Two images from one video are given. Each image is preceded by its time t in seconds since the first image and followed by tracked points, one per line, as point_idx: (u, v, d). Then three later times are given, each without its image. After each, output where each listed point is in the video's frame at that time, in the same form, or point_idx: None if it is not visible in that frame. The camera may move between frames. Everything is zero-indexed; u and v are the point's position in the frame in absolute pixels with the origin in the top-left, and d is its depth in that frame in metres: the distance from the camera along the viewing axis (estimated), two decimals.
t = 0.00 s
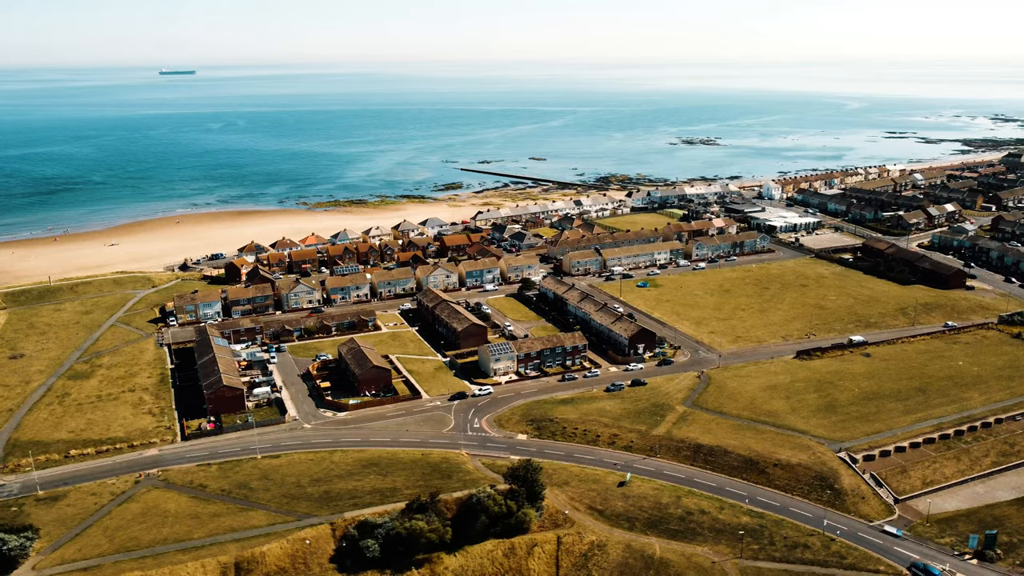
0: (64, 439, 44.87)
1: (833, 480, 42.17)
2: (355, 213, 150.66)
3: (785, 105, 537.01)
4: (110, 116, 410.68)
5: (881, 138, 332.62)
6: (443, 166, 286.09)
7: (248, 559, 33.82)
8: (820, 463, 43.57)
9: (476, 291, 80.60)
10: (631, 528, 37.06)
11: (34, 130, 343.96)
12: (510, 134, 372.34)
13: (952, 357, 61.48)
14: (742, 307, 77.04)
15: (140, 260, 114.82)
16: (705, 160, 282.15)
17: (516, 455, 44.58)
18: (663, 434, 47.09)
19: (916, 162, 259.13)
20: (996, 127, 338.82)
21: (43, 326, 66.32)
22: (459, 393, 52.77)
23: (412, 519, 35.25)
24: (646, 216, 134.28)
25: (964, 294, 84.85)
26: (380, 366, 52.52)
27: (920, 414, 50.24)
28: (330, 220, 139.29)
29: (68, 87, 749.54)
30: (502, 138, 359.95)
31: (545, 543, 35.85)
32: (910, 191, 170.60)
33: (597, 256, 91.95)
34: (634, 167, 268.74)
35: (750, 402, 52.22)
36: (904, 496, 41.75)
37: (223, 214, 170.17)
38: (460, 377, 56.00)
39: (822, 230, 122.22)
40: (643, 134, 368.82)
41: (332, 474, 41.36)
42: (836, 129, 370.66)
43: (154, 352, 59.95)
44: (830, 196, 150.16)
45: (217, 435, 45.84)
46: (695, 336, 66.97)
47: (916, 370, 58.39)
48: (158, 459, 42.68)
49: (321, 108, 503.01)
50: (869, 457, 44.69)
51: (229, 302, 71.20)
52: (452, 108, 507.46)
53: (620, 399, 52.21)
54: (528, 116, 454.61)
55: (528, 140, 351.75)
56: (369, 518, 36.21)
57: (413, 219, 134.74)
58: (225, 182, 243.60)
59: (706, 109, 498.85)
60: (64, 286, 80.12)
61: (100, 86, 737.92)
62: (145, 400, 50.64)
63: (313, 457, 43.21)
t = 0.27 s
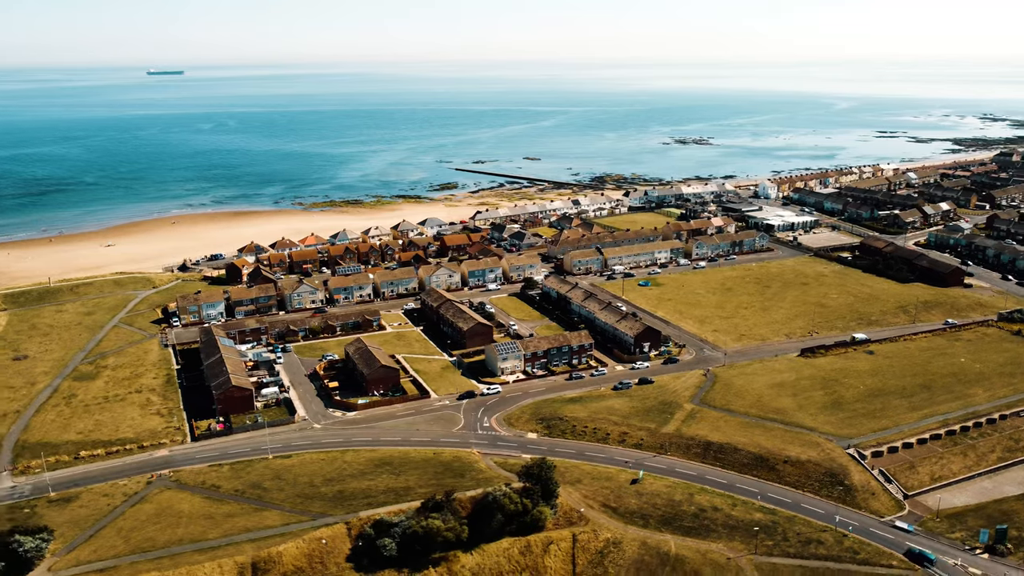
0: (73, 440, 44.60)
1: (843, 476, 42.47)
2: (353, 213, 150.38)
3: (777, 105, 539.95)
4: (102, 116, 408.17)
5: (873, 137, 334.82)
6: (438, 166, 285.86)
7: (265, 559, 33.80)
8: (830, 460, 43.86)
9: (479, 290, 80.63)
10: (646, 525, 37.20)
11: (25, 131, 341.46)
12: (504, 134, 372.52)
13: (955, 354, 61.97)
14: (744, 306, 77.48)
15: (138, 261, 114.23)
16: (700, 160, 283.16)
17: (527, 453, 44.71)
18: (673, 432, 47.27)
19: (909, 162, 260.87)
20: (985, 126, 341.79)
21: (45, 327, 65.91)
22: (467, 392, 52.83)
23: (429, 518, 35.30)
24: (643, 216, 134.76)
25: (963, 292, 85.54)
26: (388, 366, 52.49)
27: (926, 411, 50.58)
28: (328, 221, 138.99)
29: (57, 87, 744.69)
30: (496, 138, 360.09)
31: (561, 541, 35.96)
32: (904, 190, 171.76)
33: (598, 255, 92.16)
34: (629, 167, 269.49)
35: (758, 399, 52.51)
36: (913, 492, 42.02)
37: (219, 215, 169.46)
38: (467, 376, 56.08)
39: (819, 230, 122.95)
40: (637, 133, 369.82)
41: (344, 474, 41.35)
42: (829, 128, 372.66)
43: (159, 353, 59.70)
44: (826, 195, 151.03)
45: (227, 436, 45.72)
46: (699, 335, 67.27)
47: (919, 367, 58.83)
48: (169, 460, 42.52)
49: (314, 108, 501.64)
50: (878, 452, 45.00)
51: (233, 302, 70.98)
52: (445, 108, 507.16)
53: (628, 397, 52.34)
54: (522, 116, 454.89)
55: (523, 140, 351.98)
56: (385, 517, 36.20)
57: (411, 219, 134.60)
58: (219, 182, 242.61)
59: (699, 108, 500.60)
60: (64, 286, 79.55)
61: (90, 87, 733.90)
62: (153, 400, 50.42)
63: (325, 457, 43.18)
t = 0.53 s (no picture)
0: (82, 441, 44.38)
1: (853, 472, 42.78)
2: (350, 214, 150.14)
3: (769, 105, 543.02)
4: (93, 117, 405.79)
5: (864, 137, 337.24)
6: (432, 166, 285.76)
7: (282, 559, 33.78)
8: (838, 456, 44.17)
9: (481, 290, 80.69)
10: (660, 522, 37.38)
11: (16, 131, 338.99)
12: (498, 134, 372.80)
13: (957, 352, 62.45)
14: (746, 304, 77.90)
15: (136, 262, 113.67)
16: (694, 159, 284.17)
17: (538, 452, 44.83)
18: (682, 430, 47.49)
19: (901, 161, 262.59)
20: (975, 126, 344.80)
21: (47, 328, 65.51)
22: (475, 391, 52.90)
23: (445, 517, 35.36)
24: (641, 216, 135.13)
25: (961, 290, 86.26)
26: (396, 366, 52.50)
27: (931, 407, 50.96)
28: (326, 221, 138.76)
29: (46, 88, 739.47)
30: (490, 138, 360.27)
31: (576, 539, 36.10)
32: (899, 189, 173.01)
33: (599, 255, 92.41)
34: (624, 167, 270.16)
35: (765, 397, 52.82)
36: (922, 487, 42.34)
37: (214, 216, 168.78)
38: (474, 376, 56.16)
39: (816, 229, 123.69)
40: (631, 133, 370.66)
41: (357, 473, 41.35)
42: (821, 128, 374.55)
43: (164, 354, 59.47)
44: (822, 194, 151.89)
45: (237, 436, 45.62)
46: (703, 333, 67.58)
47: (922, 365, 59.31)
48: (180, 461, 42.40)
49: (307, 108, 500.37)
50: (886, 449, 45.31)
51: (236, 303, 70.76)
52: (439, 108, 506.62)
53: (636, 395, 52.53)
54: (516, 116, 455.17)
55: (517, 140, 352.31)
56: (400, 516, 36.23)
57: (409, 219, 134.51)
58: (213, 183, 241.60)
59: (692, 108, 502.27)
60: (65, 288, 79.10)
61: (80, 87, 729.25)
62: (161, 401, 50.24)
63: (336, 457, 43.17)
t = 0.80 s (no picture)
0: (91, 443, 44.15)
1: (862, 469, 43.13)
2: (347, 215, 149.81)
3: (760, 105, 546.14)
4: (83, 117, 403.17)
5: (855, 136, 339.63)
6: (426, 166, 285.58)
7: (299, 559, 33.76)
8: (847, 453, 44.49)
9: (484, 290, 80.72)
10: (674, 519, 37.57)
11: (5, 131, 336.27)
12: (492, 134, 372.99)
13: (958, 349, 63.02)
14: (748, 303, 78.35)
15: (133, 262, 113.02)
16: (688, 159, 285.14)
17: (549, 451, 44.95)
18: (691, 428, 47.73)
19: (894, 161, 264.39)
20: (965, 125, 347.70)
21: (49, 329, 65.10)
22: (484, 390, 52.97)
23: (461, 516, 35.40)
24: (639, 215, 135.48)
25: (959, 288, 87.03)
26: (404, 365, 52.50)
27: (936, 404, 51.42)
28: (324, 221, 138.45)
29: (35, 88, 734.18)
30: (484, 138, 360.38)
31: (592, 536, 36.25)
32: (893, 188, 174.24)
33: (600, 254, 92.69)
34: (618, 166, 270.83)
35: (771, 395, 53.15)
36: (930, 483, 42.69)
37: (210, 216, 168.11)
38: (482, 375, 56.21)
39: (813, 228, 124.44)
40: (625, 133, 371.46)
41: (370, 473, 41.34)
42: (813, 128, 376.51)
43: (169, 355, 59.21)
44: (817, 193, 152.75)
45: (247, 437, 45.53)
46: (707, 332, 67.91)
47: (925, 362, 59.82)
48: (191, 462, 42.29)
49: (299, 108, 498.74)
50: (894, 446, 45.67)
51: (239, 303, 70.53)
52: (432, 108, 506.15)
53: (643, 394, 52.74)
54: (509, 116, 455.33)
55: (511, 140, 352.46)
56: (416, 515, 36.24)
57: (407, 219, 134.36)
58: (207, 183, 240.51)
59: (685, 108, 503.97)
60: (65, 289, 78.59)
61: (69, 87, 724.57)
62: (168, 402, 50.06)
63: (348, 457, 43.16)
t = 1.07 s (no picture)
0: (100, 445, 43.94)
1: (869, 465, 43.50)
2: (343, 215, 149.51)
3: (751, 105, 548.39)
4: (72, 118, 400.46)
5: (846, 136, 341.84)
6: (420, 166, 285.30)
7: (315, 559, 33.75)
8: (854, 450, 44.89)
9: (485, 290, 80.78)
10: (686, 516, 37.80)
11: None
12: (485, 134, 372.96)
13: (959, 346, 63.61)
14: (748, 302, 78.83)
15: (130, 263, 112.39)
16: (681, 159, 286.16)
17: (559, 449, 45.13)
18: (699, 426, 48.01)
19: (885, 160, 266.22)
20: (954, 125, 350.52)
21: (50, 331, 64.66)
22: (491, 390, 53.07)
23: (476, 515, 35.53)
24: (636, 214, 135.87)
25: (955, 286, 87.83)
26: (411, 365, 52.53)
27: (940, 401, 51.90)
28: (320, 222, 138.12)
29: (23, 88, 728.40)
30: (477, 138, 360.32)
31: (606, 534, 36.42)
32: (886, 187, 175.49)
33: (600, 254, 92.96)
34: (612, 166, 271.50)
35: (777, 392, 53.53)
36: (937, 479, 43.12)
37: (205, 217, 167.34)
38: (488, 374, 56.32)
39: (809, 227, 125.21)
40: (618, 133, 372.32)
41: (382, 472, 41.39)
42: (804, 127, 378.59)
43: (173, 356, 58.97)
44: (812, 192, 153.61)
45: (256, 437, 45.46)
46: (709, 330, 68.25)
47: (926, 359, 60.38)
48: (201, 463, 42.18)
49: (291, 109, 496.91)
50: (900, 442, 46.11)
51: (241, 304, 70.31)
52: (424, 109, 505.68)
53: (650, 393, 52.99)
54: (501, 116, 455.45)
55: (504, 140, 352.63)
56: (430, 514, 36.31)
57: (404, 220, 134.21)
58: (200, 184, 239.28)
59: (677, 108, 505.79)
60: (64, 290, 78.04)
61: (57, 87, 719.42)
62: (175, 404, 49.89)
63: (359, 457, 43.18)
